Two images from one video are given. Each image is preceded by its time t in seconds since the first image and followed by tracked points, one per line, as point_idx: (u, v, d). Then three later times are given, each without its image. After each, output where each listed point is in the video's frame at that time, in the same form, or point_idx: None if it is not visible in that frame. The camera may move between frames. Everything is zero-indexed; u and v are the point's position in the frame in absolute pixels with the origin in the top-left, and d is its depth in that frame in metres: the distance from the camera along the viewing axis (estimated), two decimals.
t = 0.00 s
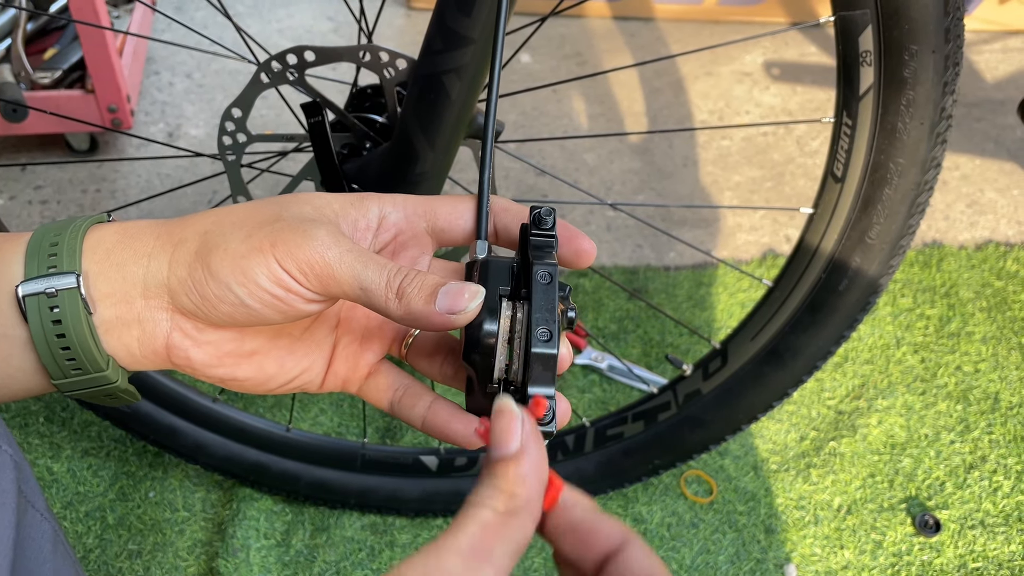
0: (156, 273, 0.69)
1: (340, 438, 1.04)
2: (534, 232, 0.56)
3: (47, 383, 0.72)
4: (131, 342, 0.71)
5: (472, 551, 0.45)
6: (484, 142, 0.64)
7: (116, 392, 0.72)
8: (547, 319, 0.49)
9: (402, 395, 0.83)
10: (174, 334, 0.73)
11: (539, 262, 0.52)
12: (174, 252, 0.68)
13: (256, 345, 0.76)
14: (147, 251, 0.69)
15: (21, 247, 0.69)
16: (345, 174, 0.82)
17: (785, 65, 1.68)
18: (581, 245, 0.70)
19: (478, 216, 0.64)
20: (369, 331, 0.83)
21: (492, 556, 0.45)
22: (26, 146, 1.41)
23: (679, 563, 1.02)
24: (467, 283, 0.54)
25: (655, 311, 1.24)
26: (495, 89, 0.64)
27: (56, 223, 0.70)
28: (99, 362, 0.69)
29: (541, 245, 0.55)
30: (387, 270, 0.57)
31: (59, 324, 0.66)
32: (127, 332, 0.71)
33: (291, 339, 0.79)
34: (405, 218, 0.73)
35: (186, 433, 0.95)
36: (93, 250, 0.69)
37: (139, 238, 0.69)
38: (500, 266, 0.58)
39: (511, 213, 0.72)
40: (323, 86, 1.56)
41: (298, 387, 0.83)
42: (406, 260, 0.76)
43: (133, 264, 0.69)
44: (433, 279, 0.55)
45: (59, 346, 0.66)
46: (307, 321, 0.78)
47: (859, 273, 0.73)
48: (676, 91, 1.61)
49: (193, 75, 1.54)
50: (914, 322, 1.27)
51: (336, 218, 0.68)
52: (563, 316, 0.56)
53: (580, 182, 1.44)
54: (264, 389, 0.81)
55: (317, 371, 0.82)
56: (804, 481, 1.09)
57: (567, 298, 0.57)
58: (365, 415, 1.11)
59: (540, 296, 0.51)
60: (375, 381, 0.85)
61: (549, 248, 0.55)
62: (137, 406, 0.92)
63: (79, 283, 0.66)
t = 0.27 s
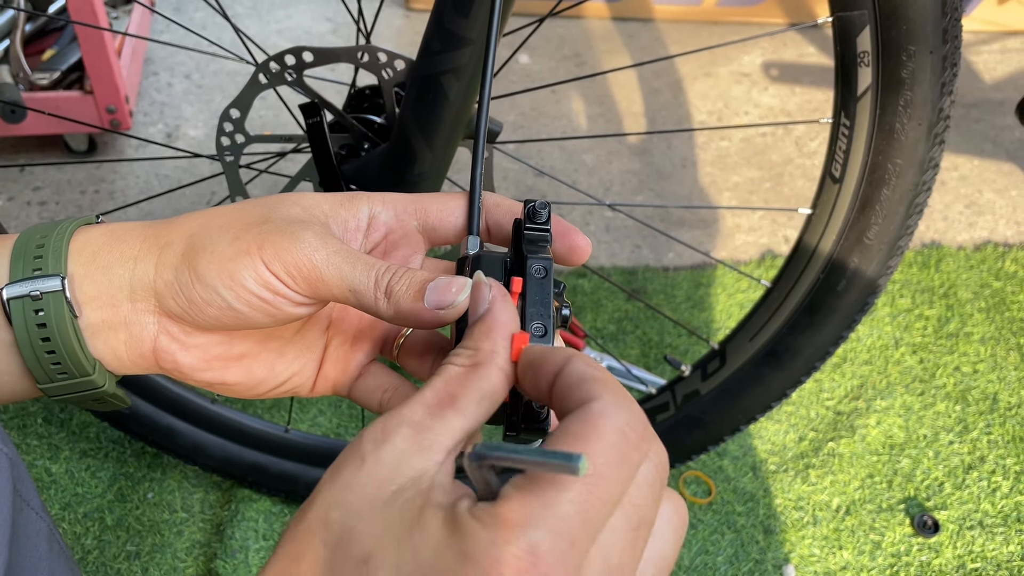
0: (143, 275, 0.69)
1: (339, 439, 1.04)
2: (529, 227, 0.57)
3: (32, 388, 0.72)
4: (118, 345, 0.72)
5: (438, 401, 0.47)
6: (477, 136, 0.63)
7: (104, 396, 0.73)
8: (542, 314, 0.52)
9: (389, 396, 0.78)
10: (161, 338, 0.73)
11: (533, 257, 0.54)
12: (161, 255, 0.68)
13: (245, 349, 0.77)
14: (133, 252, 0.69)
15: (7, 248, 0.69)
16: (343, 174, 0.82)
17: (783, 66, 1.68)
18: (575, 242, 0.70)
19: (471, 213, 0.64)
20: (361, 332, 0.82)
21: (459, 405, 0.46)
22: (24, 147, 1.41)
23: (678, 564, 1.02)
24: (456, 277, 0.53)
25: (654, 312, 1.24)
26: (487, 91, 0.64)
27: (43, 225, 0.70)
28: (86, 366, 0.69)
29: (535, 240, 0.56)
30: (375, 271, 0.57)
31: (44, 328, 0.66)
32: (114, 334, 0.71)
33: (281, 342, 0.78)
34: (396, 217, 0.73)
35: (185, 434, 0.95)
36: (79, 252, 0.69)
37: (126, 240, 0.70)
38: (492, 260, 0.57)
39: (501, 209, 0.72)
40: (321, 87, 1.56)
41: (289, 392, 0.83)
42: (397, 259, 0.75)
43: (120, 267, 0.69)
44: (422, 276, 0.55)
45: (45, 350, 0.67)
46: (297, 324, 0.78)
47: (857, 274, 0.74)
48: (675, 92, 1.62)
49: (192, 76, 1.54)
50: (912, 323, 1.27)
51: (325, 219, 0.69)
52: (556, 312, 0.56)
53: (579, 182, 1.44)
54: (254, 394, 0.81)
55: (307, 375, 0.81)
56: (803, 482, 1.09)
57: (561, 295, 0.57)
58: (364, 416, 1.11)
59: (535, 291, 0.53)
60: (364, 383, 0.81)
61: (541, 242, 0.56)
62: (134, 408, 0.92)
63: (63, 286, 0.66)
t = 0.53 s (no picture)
0: (137, 286, 0.69)
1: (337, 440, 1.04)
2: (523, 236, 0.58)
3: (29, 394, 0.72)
4: (115, 353, 0.72)
5: (415, 419, 0.47)
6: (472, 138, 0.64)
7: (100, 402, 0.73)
8: (536, 329, 0.51)
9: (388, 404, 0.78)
10: (158, 347, 0.73)
11: (526, 269, 0.54)
12: (155, 266, 0.68)
13: (241, 357, 0.76)
14: (128, 262, 0.69)
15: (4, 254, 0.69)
16: (342, 175, 0.82)
17: (782, 66, 1.68)
18: (571, 245, 0.70)
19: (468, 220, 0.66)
20: (359, 339, 0.81)
21: (434, 422, 0.46)
22: (22, 148, 1.41)
23: (677, 565, 1.02)
24: (449, 291, 0.53)
25: (653, 313, 1.24)
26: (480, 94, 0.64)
27: (38, 231, 0.70)
28: (82, 373, 0.70)
29: (530, 250, 0.57)
30: (369, 284, 0.57)
31: (40, 336, 0.67)
32: (110, 343, 0.71)
33: (277, 350, 0.78)
34: (391, 223, 0.73)
35: (183, 436, 0.95)
36: (75, 260, 0.69)
37: (121, 249, 0.69)
38: (487, 270, 0.60)
39: (497, 210, 0.72)
40: (320, 88, 1.56)
41: (287, 399, 0.83)
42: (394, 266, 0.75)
43: (115, 277, 0.69)
44: (415, 289, 0.54)
45: (41, 358, 0.67)
46: (293, 333, 0.78)
47: (856, 275, 0.73)
48: (674, 93, 1.61)
49: (190, 77, 1.54)
50: (911, 324, 1.27)
51: (321, 227, 0.68)
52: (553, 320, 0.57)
53: (578, 183, 1.44)
54: (251, 401, 0.81)
55: (304, 382, 0.81)
56: (802, 483, 1.09)
57: (558, 303, 0.57)
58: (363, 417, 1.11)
59: (528, 304, 0.53)
60: (361, 390, 0.81)
61: (534, 252, 0.57)
62: (132, 410, 0.92)
63: (58, 295, 0.66)
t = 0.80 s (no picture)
0: (139, 287, 0.69)
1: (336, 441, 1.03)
2: (520, 236, 0.58)
3: (30, 395, 0.72)
4: (117, 354, 0.72)
5: (389, 435, 0.48)
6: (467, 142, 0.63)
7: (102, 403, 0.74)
8: (536, 329, 0.52)
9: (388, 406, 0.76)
10: (159, 347, 0.73)
11: (525, 269, 0.54)
12: (157, 267, 0.68)
13: (242, 358, 0.77)
14: (129, 264, 0.69)
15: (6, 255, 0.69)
16: (342, 176, 0.82)
17: (781, 67, 1.68)
18: (570, 246, 0.69)
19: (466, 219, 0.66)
20: (358, 339, 0.80)
21: (407, 440, 0.48)
22: (22, 148, 1.40)
23: (677, 565, 1.02)
24: (448, 291, 0.53)
25: (652, 313, 1.24)
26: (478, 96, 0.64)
27: (39, 232, 0.70)
28: (84, 374, 0.70)
29: (527, 251, 0.57)
30: (370, 284, 0.56)
31: (42, 337, 0.67)
32: (112, 344, 0.72)
33: (278, 351, 0.78)
34: (389, 224, 0.73)
35: (183, 437, 0.94)
36: (77, 262, 0.69)
37: (122, 250, 0.69)
38: (485, 271, 0.60)
39: (496, 214, 0.72)
40: (319, 88, 1.56)
41: (287, 400, 0.83)
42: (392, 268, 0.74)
43: (116, 278, 0.69)
44: (416, 289, 0.54)
45: (44, 359, 0.67)
46: (294, 335, 0.77)
47: (855, 275, 0.73)
48: (673, 93, 1.62)
49: (190, 77, 1.54)
50: (911, 324, 1.27)
51: (320, 230, 0.68)
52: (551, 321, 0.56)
53: (577, 184, 1.44)
54: (252, 402, 0.81)
55: (304, 384, 0.81)
56: (802, 483, 1.09)
57: (557, 302, 0.57)
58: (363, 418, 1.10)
59: (527, 305, 0.53)
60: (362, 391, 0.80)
61: (533, 253, 0.57)
62: (132, 411, 0.92)
63: (62, 297, 0.66)
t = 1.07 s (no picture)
0: (136, 287, 0.69)
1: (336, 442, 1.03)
2: (523, 240, 0.57)
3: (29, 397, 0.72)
4: (115, 355, 0.72)
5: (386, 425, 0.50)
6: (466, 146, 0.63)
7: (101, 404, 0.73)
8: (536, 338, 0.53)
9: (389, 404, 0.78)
10: (157, 348, 0.73)
11: (527, 273, 0.54)
12: (154, 267, 0.68)
13: (240, 359, 0.76)
14: (127, 264, 0.69)
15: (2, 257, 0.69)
16: (341, 177, 0.82)
17: (781, 68, 1.68)
18: (572, 246, 0.70)
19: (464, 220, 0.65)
20: (358, 340, 0.80)
21: (402, 430, 0.50)
22: (20, 149, 1.40)
23: (676, 567, 1.02)
24: (451, 285, 0.54)
25: (652, 314, 1.24)
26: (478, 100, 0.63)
27: (37, 233, 0.70)
28: (82, 375, 0.69)
29: (529, 254, 0.57)
30: (371, 280, 0.57)
31: (40, 339, 0.67)
32: (110, 345, 0.72)
33: (277, 351, 0.78)
34: (388, 225, 0.73)
35: (181, 437, 0.94)
36: (74, 263, 0.69)
37: (120, 251, 0.69)
38: (488, 274, 0.58)
39: (496, 214, 0.72)
40: (318, 89, 1.55)
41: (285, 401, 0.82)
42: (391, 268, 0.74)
43: (115, 278, 0.69)
44: (419, 284, 0.55)
45: (41, 360, 0.67)
46: (293, 335, 0.77)
47: (854, 276, 0.73)
48: (673, 94, 1.61)
49: (189, 78, 1.54)
50: (910, 325, 1.27)
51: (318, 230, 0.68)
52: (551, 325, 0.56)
53: (577, 184, 1.44)
54: (251, 403, 0.81)
55: (303, 384, 0.80)
56: (801, 484, 1.09)
57: (557, 306, 0.57)
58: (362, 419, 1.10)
59: (528, 311, 0.53)
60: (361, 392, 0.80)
61: (534, 256, 0.57)
62: (130, 410, 0.91)
63: (58, 298, 0.66)
